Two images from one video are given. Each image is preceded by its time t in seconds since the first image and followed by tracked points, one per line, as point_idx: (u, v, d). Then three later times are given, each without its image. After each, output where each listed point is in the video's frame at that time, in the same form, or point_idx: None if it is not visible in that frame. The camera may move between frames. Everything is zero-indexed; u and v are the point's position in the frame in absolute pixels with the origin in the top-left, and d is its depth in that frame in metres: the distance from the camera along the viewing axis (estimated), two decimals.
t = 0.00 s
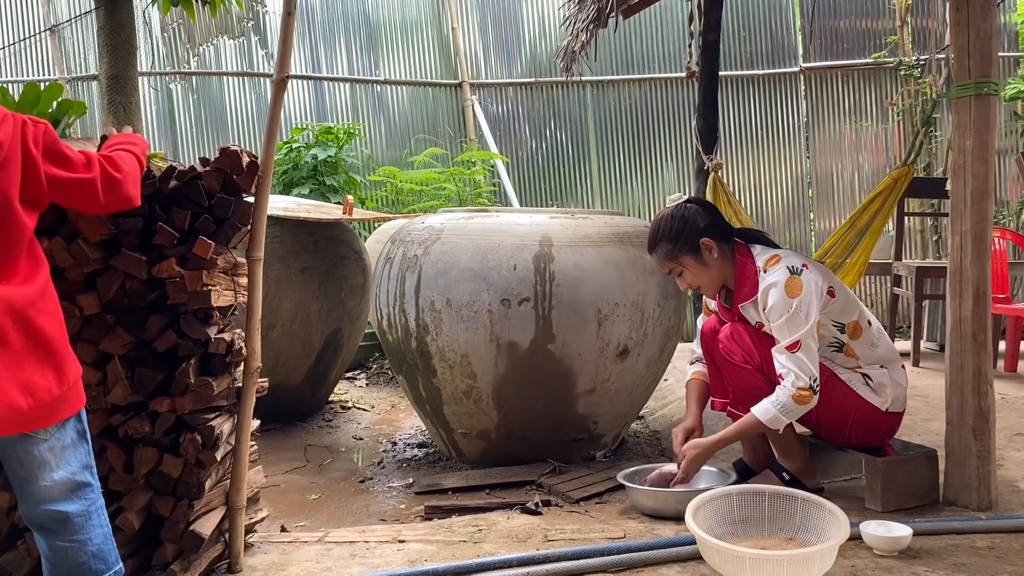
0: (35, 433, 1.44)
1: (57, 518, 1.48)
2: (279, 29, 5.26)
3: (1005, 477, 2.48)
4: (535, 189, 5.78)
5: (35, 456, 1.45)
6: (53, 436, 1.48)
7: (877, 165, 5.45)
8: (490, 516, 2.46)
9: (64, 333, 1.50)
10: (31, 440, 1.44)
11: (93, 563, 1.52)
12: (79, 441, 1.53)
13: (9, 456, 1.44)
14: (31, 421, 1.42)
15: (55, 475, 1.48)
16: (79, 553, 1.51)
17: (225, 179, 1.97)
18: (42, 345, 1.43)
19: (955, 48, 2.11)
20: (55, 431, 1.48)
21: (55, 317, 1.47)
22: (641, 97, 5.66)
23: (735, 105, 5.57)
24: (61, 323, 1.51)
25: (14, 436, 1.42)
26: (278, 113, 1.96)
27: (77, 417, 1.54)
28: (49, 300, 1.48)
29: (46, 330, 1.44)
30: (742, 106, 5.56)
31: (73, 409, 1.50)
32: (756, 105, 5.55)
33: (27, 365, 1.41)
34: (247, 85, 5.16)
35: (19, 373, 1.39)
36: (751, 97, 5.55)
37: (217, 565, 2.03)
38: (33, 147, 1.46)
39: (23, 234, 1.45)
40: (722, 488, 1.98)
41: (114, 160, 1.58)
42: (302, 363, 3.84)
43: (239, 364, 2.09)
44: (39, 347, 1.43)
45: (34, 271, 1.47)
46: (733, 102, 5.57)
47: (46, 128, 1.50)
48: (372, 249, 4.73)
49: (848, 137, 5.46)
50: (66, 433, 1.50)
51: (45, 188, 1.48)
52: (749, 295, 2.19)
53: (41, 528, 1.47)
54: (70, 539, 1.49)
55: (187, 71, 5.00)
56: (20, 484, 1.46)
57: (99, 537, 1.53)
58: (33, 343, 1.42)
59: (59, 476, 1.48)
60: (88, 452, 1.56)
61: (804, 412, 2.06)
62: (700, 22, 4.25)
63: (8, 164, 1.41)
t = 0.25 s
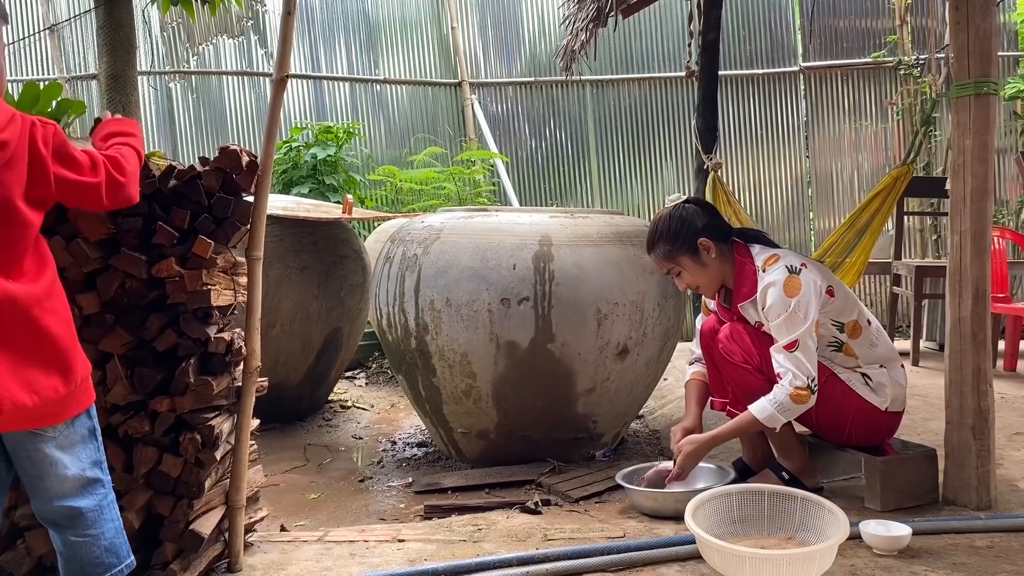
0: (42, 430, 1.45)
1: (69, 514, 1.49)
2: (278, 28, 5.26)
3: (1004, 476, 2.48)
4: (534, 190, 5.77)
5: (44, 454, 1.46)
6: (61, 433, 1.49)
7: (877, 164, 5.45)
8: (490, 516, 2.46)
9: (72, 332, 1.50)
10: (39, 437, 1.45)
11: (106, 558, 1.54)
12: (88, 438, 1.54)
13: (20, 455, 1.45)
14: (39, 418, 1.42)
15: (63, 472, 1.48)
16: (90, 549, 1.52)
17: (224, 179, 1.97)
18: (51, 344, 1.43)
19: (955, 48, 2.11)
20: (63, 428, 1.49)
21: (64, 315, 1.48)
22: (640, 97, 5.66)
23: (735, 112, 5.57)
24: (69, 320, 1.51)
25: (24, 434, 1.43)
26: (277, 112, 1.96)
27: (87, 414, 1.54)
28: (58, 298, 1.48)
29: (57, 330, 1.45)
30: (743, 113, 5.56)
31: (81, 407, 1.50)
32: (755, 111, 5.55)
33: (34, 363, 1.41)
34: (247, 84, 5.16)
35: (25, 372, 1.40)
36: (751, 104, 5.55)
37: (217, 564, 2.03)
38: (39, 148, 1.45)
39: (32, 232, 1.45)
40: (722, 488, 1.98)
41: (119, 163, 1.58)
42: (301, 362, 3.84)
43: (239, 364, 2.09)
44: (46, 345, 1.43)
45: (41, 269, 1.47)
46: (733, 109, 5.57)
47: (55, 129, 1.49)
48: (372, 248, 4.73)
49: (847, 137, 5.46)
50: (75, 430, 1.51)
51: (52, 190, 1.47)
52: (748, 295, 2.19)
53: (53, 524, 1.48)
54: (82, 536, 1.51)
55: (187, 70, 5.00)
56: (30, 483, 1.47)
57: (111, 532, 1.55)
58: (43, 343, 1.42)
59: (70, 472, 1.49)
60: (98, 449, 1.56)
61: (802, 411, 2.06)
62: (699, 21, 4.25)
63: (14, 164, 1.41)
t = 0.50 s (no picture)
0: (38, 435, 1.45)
1: (67, 518, 1.49)
2: (278, 28, 5.26)
3: (1003, 475, 2.48)
4: (534, 189, 5.78)
5: (41, 458, 1.46)
6: (58, 436, 1.48)
7: (876, 164, 5.45)
8: (489, 515, 2.47)
9: (70, 334, 1.49)
10: (34, 441, 1.44)
11: (104, 562, 1.53)
12: (88, 442, 1.54)
13: (17, 459, 1.45)
14: (34, 421, 1.42)
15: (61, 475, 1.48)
16: (88, 552, 1.52)
17: (224, 178, 1.97)
18: (46, 348, 1.42)
19: (954, 47, 2.11)
20: (61, 432, 1.48)
21: (62, 317, 1.47)
22: (639, 97, 5.66)
23: (735, 119, 5.58)
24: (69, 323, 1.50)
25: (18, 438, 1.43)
26: (276, 112, 1.96)
27: (88, 417, 1.53)
28: (57, 300, 1.48)
29: (54, 333, 1.44)
30: (743, 120, 5.57)
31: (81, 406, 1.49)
32: (754, 117, 5.56)
33: (28, 366, 1.41)
34: (246, 84, 5.15)
35: (18, 376, 1.40)
36: (750, 110, 5.55)
37: (216, 563, 2.03)
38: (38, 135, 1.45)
39: (28, 231, 1.45)
40: (721, 487, 1.98)
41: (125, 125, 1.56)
42: (301, 362, 3.84)
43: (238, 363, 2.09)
44: (40, 349, 1.42)
45: (40, 270, 1.47)
46: (733, 116, 5.58)
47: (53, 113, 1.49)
48: (371, 247, 4.73)
49: (846, 136, 5.46)
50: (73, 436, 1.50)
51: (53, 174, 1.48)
52: (748, 294, 2.19)
53: (53, 528, 1.48)
54: (79, 540, 1.50)
55: (185, 70, 4.98)
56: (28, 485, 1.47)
57: (110, 535, 1.55)
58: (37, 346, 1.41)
59: (66, 477, 1.49)
60: (98, 451, 1.56)
61: (800, 412, 2.05)
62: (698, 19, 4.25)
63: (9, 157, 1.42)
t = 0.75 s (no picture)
0: (29, 440, 1.34)
1: (59, 527, 1.41)
2: (276, 26, 5.25)
3: (1002, 475, 2.48)
4: (533, 188, 5.78)
5: (31, 466, 1.37)
6: (50, 441, 1.37)
7: (875, 163, 5.46)
8: (488, 514, 2.47)
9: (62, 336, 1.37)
10: (25, 448, 1.35)
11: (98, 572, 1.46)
12: (85, 448, 1.43)
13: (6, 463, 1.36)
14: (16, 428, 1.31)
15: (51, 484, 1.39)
16: (82, 562, 1.44)
17: (222, 177, 1.97)
18: (29, 352, 1.31)
19: (952, 46, 2.11)
20: (53, 437, 1.37)
21: (50, 317, 1.35)
22: (638, 96, 5.66)
23: (734, 133, 5.59)
24: (59, 321, 1.38)
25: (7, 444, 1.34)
26: (275, 111, 1.96)
27: (83, 422, 1.42)
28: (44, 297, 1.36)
29: (43, 334, 1.33)
30: (740, 134, 5.58)
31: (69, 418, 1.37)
32: (750, 131, 5.57)
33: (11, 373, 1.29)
34: (245, 82, 5.15)
35: None
36: (749, 122, 5.57)
37: (215, 562, 2.03)
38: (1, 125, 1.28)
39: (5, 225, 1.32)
40: (720, 486, 1.99)
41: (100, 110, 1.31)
42: (299, 361, 3.84)
43: (237, 362, 2.09)
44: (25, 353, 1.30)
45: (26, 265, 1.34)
46: (732, 129, 5.59)
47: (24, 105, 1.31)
48: (370, 246, 4.73)
49: (845, 136, 5.46)
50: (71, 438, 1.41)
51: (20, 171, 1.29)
52: (746, 293, 2.19)
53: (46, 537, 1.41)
54: (72, 549, 1.43)
55: (184, 69, 4.97)
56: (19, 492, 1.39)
57: (105, 546, 1.46)
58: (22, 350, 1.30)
59: (58, 486, 1.39)
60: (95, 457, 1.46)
61: (798, 412, 2.04)
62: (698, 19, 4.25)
63: None
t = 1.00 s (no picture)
0: (17, 448, 1.23)
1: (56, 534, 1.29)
2: (275, 25, 5.25)
3: (1000, 474, 2.48)
4: (531, 187, 5.77)
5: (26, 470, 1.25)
6: (43, 449, 1.25)
7: (874, 162, 5.46)
8: (487, 513, 2.46)
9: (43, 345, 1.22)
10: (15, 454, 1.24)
11: None
12: (85, 456, 1.28)
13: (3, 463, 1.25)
14: None
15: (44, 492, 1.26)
16: None
17: (221, 175, 1.98)
18: (5, 360, 1.18)
19: (951, 45, 2.11)
20: (44, 444, 1.24)
21: (35, 318, 1.22)
22: (636, 95, 5.66)
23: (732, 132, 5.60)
24: (49, 321, 1.24)
25: None
26: (273, 110, 1.95)
27: (83, 429, 1.28)
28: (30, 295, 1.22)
29: (18, 342, 1.19)
30: (736, 138, 5.59)
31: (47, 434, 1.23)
32: (746, 134, 5.59)
33: None
34: (243, 81, 5.14)
35: None
36: (746, 121, 5.57)
37: (213, 561, 2.03)
38: None
39: None
40: (719, 485, 1.99)
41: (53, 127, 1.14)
42: (298, 360, 3.83)
43: (235, 361, 2.09)
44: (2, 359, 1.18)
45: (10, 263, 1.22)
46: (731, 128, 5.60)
47: None
48: (369, 245, 4.72)
49: (843, 134, 5.46)
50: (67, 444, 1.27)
51: None
52: (745, 292, 2.19)
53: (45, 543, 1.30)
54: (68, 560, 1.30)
55: (182, 67, 4.98)
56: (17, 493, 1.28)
57: (102, 560, 1.32)
58: None
59: (51, 495, 1.26)
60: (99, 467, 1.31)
61: (797, 412, 2.04)
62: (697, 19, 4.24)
63: None
